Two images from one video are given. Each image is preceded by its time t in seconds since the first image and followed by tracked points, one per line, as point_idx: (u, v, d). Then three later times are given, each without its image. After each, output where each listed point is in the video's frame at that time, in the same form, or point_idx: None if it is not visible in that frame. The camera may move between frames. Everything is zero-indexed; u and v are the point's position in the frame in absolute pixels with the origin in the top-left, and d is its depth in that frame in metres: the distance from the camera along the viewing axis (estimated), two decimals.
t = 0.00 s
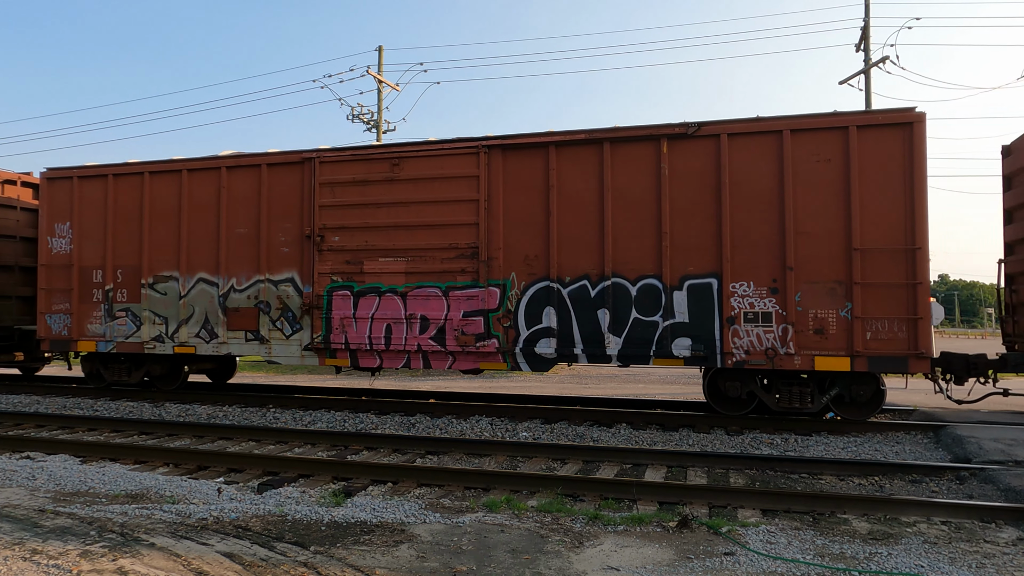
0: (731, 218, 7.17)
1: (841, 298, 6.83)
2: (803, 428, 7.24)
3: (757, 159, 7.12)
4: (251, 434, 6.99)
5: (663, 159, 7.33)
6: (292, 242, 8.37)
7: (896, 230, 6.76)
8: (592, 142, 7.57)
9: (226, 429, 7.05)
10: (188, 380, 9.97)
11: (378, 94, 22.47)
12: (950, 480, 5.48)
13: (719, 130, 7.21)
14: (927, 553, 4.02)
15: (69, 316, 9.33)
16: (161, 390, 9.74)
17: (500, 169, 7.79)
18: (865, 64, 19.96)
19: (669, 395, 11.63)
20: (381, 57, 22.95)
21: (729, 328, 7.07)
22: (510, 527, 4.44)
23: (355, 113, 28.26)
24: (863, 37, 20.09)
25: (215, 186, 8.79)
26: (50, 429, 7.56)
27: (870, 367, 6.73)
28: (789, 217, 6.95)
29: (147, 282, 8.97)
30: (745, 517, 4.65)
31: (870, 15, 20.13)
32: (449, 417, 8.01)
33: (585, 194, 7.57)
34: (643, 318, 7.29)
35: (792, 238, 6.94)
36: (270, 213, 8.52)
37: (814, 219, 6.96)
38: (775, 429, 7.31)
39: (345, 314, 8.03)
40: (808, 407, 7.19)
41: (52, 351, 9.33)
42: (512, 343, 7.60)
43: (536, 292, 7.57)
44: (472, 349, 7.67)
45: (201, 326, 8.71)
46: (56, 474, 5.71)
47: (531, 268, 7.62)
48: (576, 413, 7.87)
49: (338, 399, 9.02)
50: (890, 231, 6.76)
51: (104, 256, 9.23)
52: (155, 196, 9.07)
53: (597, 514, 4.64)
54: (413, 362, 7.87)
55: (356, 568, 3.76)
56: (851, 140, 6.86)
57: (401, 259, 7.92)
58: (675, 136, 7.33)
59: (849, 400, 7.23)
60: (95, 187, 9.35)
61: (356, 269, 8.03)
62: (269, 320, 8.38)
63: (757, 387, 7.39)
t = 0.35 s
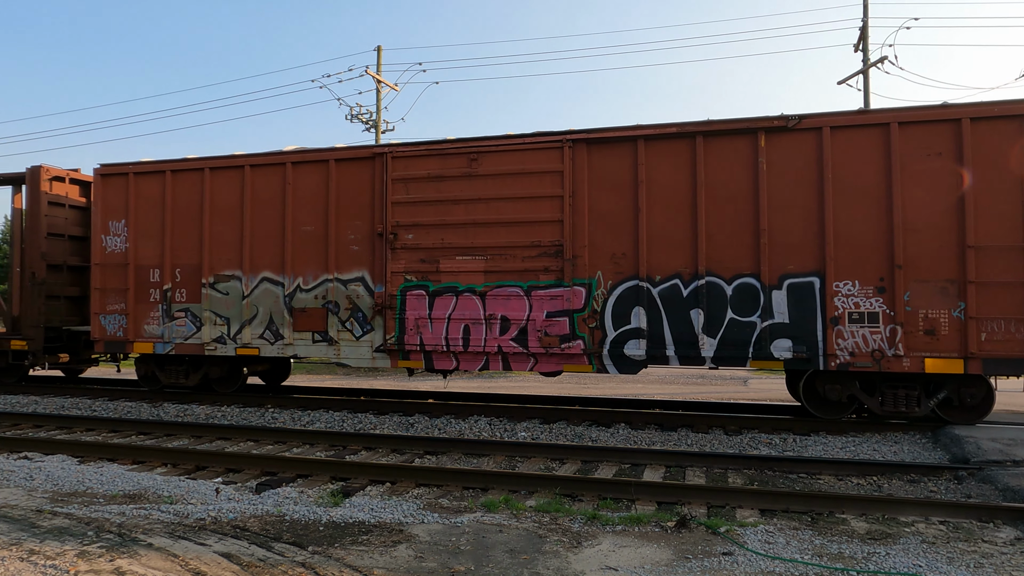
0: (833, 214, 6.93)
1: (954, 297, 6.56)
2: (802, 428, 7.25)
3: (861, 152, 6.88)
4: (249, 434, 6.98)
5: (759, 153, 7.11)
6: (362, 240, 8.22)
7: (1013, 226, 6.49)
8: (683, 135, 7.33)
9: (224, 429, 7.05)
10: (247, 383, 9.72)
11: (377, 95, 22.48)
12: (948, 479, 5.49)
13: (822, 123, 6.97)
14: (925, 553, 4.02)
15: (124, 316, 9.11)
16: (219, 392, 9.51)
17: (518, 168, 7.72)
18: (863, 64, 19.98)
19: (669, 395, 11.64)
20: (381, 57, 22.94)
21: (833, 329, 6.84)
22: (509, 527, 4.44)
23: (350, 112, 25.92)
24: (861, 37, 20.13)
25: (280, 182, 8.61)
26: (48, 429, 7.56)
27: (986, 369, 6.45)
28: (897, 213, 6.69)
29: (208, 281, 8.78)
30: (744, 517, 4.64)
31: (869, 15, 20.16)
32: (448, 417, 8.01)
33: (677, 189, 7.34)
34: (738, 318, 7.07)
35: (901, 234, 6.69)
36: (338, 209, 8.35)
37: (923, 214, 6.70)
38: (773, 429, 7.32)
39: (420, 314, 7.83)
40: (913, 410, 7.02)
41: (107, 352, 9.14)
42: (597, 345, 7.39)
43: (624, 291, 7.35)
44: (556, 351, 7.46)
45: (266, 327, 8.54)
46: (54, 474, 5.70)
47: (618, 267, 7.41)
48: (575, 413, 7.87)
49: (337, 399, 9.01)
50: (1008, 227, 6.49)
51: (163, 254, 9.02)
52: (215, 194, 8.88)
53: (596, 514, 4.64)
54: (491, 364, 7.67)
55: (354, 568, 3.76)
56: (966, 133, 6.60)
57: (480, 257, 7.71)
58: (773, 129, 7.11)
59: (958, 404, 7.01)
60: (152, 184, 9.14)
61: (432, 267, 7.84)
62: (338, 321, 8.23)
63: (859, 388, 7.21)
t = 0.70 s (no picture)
0: (946, 210, 6.64)
1: None
2: (801, 428, 7.26)
3: (977, 146, 6.58)
4: (250, 434, 6.98)
5: (867, 147, 6.84)
6: (439, 238, 7.99)
7: None
8: (784, 129, 7.07)
9: (224, 429, 7.05)
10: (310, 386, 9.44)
11: (377, 95, 22.47)
12: (948, 479, 5.49)
13: (934, 116, 6.70)
14: (926, 553, 4.03)
15: (185, 317, 8.89)
16: (283, 394, 9.24)
17: (518, 167, 7.73)
18: (862, 64, 20.05)
19: (668, 395, 11.65)
20: (381, 57, 22.93)
21: (947, 330, 6.58)
22: (509, 527, 4.44)
23: (348, 113, 25.90)
24: (861, 36, 20.13)
25: (351, 180, 8.38)
26: (48, 429, 7.56)
27: None
28: (1018, 208, 6.39)
29: (274, 280, 8.55)
30: (744, 517, 4.65)
31: (869, 15, 20.17)
32: (448, 417, 8.01)
33: (777, 185, 7.08)
34: (844, 319, 6.82)
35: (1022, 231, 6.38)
36: (413, 207, 8.13)
37: None
38: (773, 429, 7.32)
39: (502, 315, 7.62)
40: None
41: (168, 354, 8.94)
42: (693, 347, 7.14)
43: (722, 292, 7.10)
44: (650, 353, 7.22)
45: (336, 328, 8.32)
46: (54, 473, 5.71)
47: (713, 266, 7.14)
48: (575, 413, 7.88)
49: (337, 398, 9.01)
50: None
51: (227, 253, 8.80)
52: (281, 190, 8.64)
53: (596, 514, 4.64)
54: (578, 366, 7.44)
55: (354, 568, 3.76)
56: None
57: (566, 255, 7.48)
58: (882, 122, 6.83)
59: None
60: (214, 181, 8.92)
61: (515, 266, 7.61)
62: (413, 321, 8.02)
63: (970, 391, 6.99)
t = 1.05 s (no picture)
0: None
1: None
2: (802, 428, 7.26)
3: None
4: (251, 434, 6.99)
5: (991, 139, 6.42)
6: (526, 236, 7.64)
7: None
8: (899, 121, 6.65)
9: (226, 429, 7.06)
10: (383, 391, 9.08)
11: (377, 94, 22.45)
12: (948, 479, 5.50)
13: None
14: (926, 553, 4.03)
15: (254, 317, 8.58)
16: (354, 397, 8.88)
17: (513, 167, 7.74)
18: (864, 63, 20.08)
19: (668, 395, 11.66)
20: (381, 57, 22.93)
21: None
22: (510, 527, 4.45)
23: (354, 113, 25.38)
24: (862, 36, 20.12)
25: (431, 176, 8.05)
26: (49, 429, 7.57)
27: None
28: None
29: (350, 279, 8.24)
30: (744, 517, 4.65)
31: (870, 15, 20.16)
32: (448, 417, 8.01)
33: (891, 180, 6.67)
34: (968, 319, 6.41)
35: None
36: (497, 202, 7.77)
37: None
38: (773, 429, 7.33)
39: (596, 315, 7.25)
40: None
41: (234, 356, 8.61)
42: (802, 348, 6.75)
43: (833, 290, 6.70)
44: (755, 355, 6.84)
45: (416, 329, 8.01)
46: (55, 473, 5.73)
47: (823, 265, 6.75)
48: (575, 413, 7.88)
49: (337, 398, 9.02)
50: None
51: (298, 251, 8.48)
52: (357, 187, 8.33)
53: (596, 514, 4.65)
54: (677, 369, 7.05)
55: (355, 568, 3.76)
56: None
57: (663, 253, 7.09)
58: (1008, 113, 6.41)
59: None
60: (285, 176, 8.58)
61: (609, 265, 7.23)
62: (499, 322, 7.68)
63: None
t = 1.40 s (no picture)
0: None
1: None
2: (803, 428, 7.26)
3: None
4: (252, 434, 7.00)
5: None
6: (618, 233, 7.11)
7: None
8: (1021, 113, 6.07)
9: (228, 428, 7.07)
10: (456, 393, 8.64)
11: (378, 94, 22.45)
12: (950, 479, 5.49)
13: None
14: (928, 552, 4.03)
15: (325, 317, 8.13)
16: (429, 400, 8.48)
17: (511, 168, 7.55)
18: (866, 63, 20.06)
19: (669, 395, 11.65)
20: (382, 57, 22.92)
21: None
22: (512, 526, 4.46)
23: (353, 111, 26.02)
24: (865, 36, 20.09)
25: (514, 170, 7.53)
26: (52, 428, 7.58)
27: None
28: None
29: (429, 278, 7.76)
30: (746, 516, 4.66)
31: (871, 15, 20.13)
32: (450, 416, 8.02)
33: (1014, 173, 6.09)
34: None
35: None
36: (588, 197, 7.23)
37: None
38: (774, 428, 7.32)
39: (692, 315, 6.75)
40: None
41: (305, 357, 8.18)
42: (916, 350, 6.23)
43: (948, 288, 6.15)
44: (865, 357, 6.33)
45: (499, 329, 7.50)
46: (58, 471, 5.75)
47: (937, 265, 6.19)
48: (577, 413, 7.87)
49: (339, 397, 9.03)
50: None
51: (373, 249, 8.01)
52: (435, 181, 7.82)
53: (598, 513, 4.65)
54: (780, 372, 6.54)
55: (358, 566, 3.77)
56: None
57: (766, 251, 6.57)
58: None
59: None
60: (357, 171, 8.12)
61: (707, 263, 6.71)
62: (587, 322, 7.17)
63: None
